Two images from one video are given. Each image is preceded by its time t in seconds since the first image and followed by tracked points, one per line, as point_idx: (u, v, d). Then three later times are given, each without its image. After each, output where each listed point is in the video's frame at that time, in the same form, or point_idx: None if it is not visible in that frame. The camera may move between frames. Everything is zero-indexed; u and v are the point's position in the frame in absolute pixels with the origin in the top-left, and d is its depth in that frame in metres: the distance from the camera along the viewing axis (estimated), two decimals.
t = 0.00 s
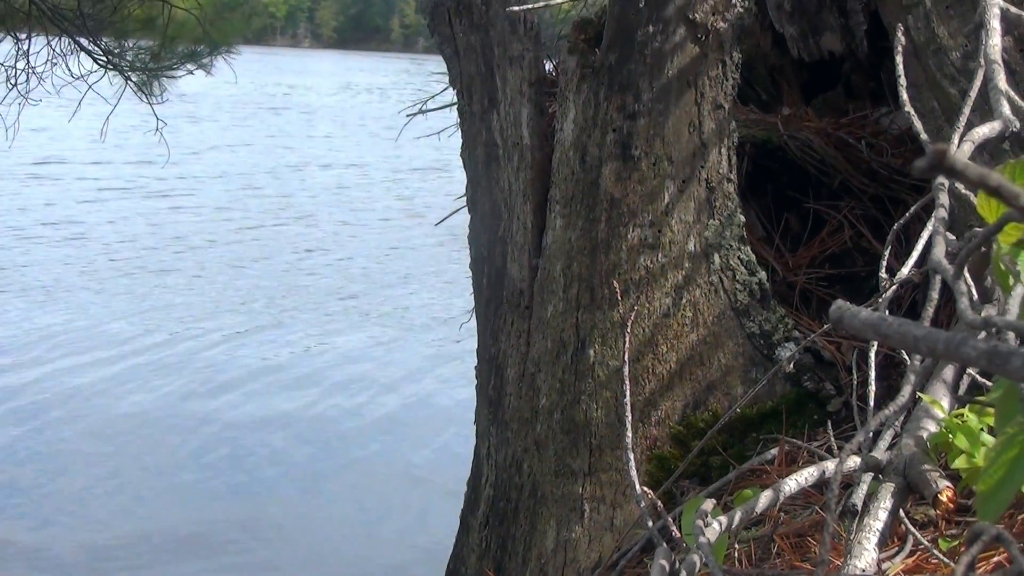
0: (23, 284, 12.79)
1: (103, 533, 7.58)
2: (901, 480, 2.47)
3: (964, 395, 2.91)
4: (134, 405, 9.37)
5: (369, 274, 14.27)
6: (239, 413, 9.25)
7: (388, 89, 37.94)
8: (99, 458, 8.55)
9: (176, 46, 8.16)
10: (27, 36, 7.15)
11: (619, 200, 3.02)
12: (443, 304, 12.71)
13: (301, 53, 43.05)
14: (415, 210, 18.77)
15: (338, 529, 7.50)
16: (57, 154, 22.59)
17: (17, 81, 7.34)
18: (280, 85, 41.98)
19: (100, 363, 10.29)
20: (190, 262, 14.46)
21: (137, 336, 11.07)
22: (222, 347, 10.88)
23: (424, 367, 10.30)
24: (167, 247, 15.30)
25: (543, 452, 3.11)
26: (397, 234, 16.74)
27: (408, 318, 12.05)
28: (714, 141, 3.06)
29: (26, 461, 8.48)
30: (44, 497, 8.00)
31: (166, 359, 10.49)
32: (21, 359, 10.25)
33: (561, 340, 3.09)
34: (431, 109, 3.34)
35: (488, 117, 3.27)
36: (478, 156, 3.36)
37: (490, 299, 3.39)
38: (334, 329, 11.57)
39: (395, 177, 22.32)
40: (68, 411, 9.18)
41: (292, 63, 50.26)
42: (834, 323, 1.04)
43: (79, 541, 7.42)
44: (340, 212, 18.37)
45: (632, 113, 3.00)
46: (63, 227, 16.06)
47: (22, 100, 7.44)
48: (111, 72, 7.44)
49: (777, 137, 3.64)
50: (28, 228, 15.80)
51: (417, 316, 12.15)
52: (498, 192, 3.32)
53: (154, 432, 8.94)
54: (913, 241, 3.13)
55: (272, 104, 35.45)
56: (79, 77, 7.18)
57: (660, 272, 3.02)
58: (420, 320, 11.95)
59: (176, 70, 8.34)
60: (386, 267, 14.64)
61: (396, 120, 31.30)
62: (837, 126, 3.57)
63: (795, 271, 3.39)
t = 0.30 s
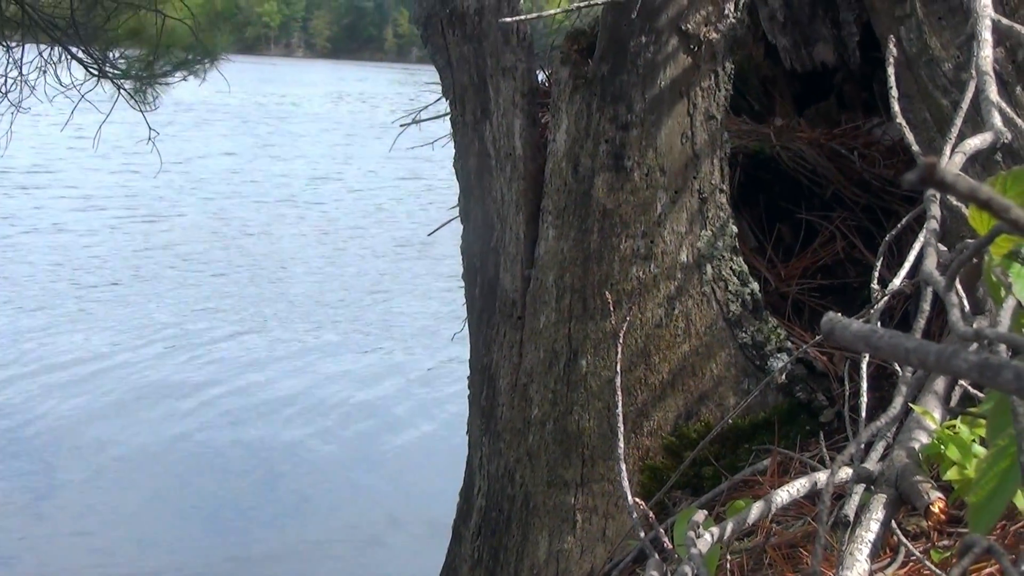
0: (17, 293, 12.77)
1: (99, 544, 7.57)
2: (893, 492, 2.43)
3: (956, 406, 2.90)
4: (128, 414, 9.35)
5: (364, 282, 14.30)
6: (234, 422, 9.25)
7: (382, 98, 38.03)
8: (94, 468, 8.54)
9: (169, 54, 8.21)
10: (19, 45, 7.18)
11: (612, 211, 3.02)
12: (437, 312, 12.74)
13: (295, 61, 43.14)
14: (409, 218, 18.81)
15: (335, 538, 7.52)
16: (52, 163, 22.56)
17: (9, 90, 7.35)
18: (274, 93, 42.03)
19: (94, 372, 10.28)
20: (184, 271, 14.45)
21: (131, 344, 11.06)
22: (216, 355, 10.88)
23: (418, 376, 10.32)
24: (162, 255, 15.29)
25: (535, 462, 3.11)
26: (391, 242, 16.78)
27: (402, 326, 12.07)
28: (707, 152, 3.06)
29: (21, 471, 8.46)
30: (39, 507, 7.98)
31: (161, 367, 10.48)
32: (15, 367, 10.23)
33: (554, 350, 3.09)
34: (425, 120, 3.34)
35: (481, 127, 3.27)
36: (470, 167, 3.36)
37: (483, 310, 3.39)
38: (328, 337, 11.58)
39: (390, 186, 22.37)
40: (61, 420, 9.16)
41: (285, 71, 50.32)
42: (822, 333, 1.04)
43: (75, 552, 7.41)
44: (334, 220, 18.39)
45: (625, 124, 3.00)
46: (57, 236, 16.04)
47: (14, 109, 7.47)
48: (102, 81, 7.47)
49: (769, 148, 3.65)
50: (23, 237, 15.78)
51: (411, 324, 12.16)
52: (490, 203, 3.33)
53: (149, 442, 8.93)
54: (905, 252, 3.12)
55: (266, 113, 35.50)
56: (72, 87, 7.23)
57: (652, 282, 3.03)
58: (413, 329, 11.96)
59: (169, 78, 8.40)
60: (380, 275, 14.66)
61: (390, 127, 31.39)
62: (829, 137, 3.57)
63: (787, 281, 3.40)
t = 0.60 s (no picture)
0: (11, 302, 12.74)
1: (93, 557, 7.55)
2: (885, 503, 2.38)
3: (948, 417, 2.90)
4: (121, 422, 9.32)
5: (357, 290, 14.30)
6: (227, 432, 9.24)
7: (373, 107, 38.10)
8: (86, 479, 8.50)
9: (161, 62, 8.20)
10: (10, 54, 7.19)
11: (604, 222, 3.03)
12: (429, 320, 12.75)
13: (289, 69, 43.10)
14: (402, 226, 18.83)
15: (331, 552, 7.52)
16: (47, 172, 22.52)
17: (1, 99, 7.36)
18: (268, 100, 41.96)
19: (87, 381, 10.24)
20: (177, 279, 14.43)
21: (124, 353, 11.03)
22: (209, 364, 10.86)
23: (412, 385, 10.33)
24: (154, 263, 15.26)
25: (528, 473, 3.11)
26: (386, 251, 16.78)
27: (395, 334, 12.08)
28: (700, 163, 3.06)
29: (14, 481, 8.43)
30: (33, 519, 7.95)
31: (154, 376, 10.45)
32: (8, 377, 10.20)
33: (547, 361, 3.09)
34: (417, 129, 3.33)
35: (473, 138, 3.28)
36: (463, 177, 3.36)
37: (476, 320, 3.40)
38: (321, 345, 11.57)
39: (385, 195, 22.38)
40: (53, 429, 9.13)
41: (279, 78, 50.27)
42: (813, 345, 1.05)
43: (69, 566, 7.39)
44: (327, 228, 18.41)
45: (617, 135, 3.01)
46: (48, 244, 15.99)
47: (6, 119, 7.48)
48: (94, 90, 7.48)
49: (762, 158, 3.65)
50: (17, 246, 15.74)
51: (404, 332, 12.17)
52: (483, 213, 3.33)
53: (142, 451, 8.91)
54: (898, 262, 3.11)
55: (261, 121, 35.47)
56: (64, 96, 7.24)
57: (645, 293, 3.03)
58: (406, 337, 11.98)
59: (162, 88, 8.36)
60: (373, 283, 14.68)
61: (382, 136, 31.41)
62: (821, 147, 3.57)
63: (780, 291, 3.40)
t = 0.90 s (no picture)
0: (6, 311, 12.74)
1: (88, 564, 7.55)
2: (877, 515, 2.33)
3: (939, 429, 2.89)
4: (116, 432, 9.32)
5: (353, 299, 14.32)
6: (223, 442, 9.24)
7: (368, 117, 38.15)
8: (82, 490, 8.51)
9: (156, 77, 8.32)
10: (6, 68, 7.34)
11: (597, 234, 3.03)
12: (424, 330, 12.78)
13: (286, 80, 43.19)
14: (397, 235, 18.86)
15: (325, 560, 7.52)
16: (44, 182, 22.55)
17: None
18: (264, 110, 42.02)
19: (82, 390, 10.24)
20: (173, 287, 14.43)
21: (119, 361, 11.03)
22: (204, 375, 10.86)
23: (407, 394, 10.34)
24: (149, 272, 15.27)
25: (520, 484, 3.11)
26: (381, 260, 16.80)
27: (389, 344, 12.10)
28: (692, 175, 3.06)
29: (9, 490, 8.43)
30: (28, 529, 7.96)
31: (149, 386, 10.46)
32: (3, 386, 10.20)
33: (538, 373, 3.08)
34: (410, 141, 3.34)
35: (466, 150, 3.28)
36: (455, 189, 3.37)
37: (468, 332, 3.40)
38: (316, 356, 11.59)
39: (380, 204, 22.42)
40: (48, 438, 9.12)
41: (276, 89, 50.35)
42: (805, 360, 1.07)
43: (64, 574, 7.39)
44: (322, 237, 18.42)
45: (610, 147, 3.01)
46: (44, 253, 15.98)
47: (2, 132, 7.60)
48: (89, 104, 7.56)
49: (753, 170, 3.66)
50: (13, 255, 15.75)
51: (398, 343, 12.19)
52: (475, 225, 3.34)
53: (137, 460, 8.91)
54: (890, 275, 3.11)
55: (257, 131, 35.52)
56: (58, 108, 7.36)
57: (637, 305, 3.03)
58: (401, 347, 12.00)
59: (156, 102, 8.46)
60: (368, 292, 14.70)
61: (377, 146, 31.45)
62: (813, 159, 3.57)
63: (771, 303, 3.40)
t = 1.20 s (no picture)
0: None
1: None
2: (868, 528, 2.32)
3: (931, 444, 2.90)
4: (108, 441, 9.26)
5: (346, 305, 14.31)
6: (216, 450, 9.21)
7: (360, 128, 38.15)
8: (74, 498, 8.44)
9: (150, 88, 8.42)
10: None
11: (589, 246, 3.03)
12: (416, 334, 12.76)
13: (279, 89, 43.20)
14: (389, 243, 18.85)
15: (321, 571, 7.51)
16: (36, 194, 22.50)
17: None
18: (257, 119, 42.02)
19: (73, 397, 10.17)
20: (164, 295, 14.37)
21: (110, 369, 10.96)
22: (196, 381, 10.80)
23: (401, 400, 10.33)
24: (141, 281, 15.20)
25: (512, 497, 3.11)
26: (374, 266, 16.81)
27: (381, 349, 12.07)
28: (684, 188, 3.07)
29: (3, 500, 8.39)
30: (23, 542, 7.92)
31: (141, 392, 10.39)
32: None
33: (530, 386, 3.08)
34: (403, 153, 3.33)
35: (458, 162, 3.29)
36: (447, 201, 3.37)
37: (459, 344, 3.40)
38: (308, 361, 11.55)
39: (373, 212, 22.44)
40: (39, 448, 9.05)
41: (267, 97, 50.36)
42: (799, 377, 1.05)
43: None
44: (314, 245, 18.39)
45: (602, 159, 3.01)
46: (34, 263, 15.89)
47: None
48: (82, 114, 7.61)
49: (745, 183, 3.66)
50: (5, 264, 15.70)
51: (390, 348, 12.16)
52: (468, 238, 3.34)
53: (130, 469, 8.85)
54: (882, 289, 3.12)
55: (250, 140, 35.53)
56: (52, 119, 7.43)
57: (629, 318, 3.03)
58: (393, 352, 11.97)
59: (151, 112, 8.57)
60: (360, 298, 14.67)
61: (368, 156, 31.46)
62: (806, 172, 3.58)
63: (764, 316, 3.41)
